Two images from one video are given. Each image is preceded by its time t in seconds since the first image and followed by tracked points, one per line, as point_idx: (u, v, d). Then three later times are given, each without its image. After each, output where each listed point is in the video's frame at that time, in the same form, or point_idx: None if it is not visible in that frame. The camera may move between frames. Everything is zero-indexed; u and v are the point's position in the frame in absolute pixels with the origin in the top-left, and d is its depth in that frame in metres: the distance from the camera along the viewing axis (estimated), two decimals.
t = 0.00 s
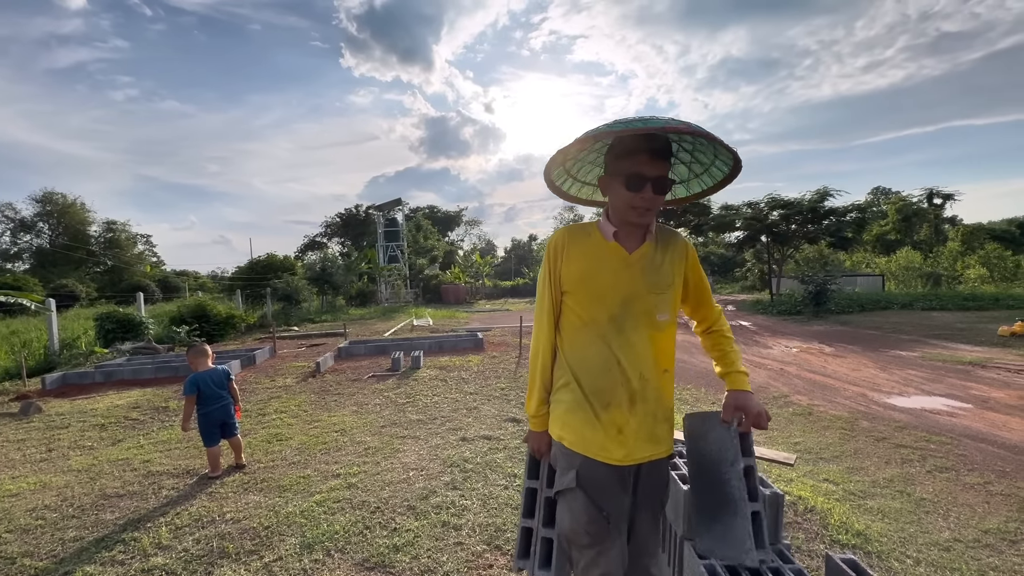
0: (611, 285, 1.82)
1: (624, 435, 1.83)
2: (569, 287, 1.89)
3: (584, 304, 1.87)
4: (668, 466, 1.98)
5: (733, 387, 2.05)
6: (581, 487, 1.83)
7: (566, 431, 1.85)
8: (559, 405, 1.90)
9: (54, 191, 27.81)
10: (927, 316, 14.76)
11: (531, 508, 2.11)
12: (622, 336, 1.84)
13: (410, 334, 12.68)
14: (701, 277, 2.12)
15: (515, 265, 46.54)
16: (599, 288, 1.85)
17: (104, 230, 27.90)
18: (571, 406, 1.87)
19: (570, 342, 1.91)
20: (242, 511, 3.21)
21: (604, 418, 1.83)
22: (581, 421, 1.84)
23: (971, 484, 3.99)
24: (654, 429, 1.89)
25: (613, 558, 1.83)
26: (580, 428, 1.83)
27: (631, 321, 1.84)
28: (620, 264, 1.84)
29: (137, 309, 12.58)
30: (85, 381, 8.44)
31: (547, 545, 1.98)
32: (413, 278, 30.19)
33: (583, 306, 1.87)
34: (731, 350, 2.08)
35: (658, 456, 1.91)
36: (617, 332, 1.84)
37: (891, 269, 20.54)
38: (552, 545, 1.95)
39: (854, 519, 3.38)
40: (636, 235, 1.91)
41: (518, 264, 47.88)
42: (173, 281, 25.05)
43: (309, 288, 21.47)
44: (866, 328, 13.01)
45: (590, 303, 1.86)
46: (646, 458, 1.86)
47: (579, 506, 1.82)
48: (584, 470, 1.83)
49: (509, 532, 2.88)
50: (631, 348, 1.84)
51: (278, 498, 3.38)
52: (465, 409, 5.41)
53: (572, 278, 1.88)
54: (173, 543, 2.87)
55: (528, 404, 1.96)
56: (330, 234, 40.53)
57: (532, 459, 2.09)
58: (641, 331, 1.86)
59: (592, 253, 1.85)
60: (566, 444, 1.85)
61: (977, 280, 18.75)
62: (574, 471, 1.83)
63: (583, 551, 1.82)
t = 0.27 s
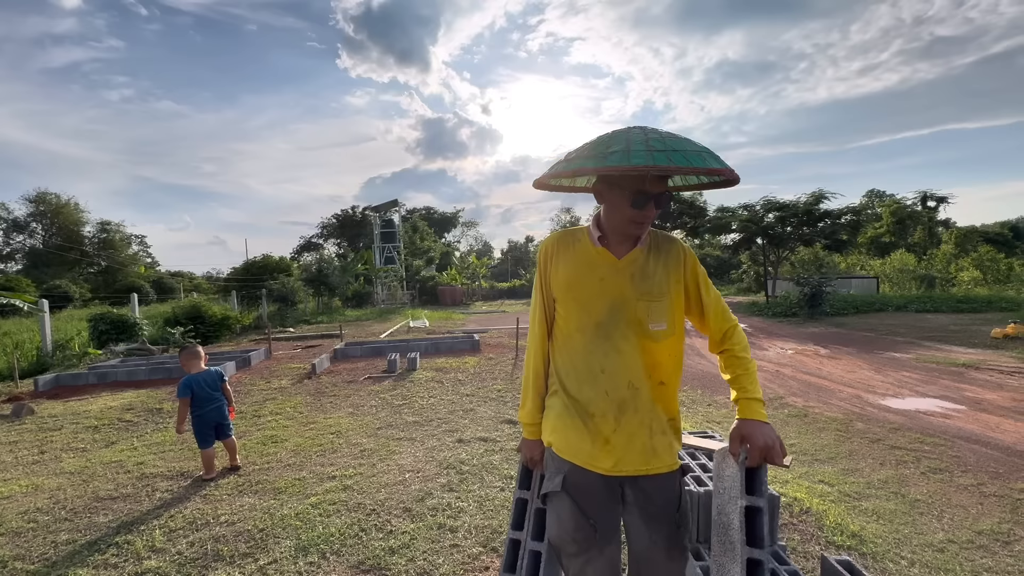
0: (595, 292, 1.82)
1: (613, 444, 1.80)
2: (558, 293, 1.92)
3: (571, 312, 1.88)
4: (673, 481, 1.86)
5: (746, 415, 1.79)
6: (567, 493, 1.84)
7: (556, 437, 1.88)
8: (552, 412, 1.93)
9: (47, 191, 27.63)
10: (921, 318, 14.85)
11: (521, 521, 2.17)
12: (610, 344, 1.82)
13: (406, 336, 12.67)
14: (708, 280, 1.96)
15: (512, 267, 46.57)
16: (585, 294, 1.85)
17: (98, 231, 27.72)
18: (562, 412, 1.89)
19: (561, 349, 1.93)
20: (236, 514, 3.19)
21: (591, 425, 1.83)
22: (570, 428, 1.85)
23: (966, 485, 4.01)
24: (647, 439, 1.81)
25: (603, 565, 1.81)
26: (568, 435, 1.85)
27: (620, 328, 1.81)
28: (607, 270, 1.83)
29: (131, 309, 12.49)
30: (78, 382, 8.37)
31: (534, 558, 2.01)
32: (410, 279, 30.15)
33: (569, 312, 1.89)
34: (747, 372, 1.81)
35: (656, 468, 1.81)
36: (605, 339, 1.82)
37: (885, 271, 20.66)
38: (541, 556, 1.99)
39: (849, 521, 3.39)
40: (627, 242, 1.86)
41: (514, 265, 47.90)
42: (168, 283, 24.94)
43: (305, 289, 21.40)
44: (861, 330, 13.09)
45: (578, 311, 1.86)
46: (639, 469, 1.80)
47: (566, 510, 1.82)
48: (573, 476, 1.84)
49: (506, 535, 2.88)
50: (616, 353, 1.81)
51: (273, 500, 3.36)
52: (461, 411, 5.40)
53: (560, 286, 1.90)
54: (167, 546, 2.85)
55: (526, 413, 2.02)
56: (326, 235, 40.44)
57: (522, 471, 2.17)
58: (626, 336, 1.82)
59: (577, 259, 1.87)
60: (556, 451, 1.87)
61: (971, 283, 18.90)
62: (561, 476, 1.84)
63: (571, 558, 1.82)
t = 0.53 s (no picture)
0: (610, 294, 1.81)
1: (611, 446, 1.79)
2: (576, 289, 1.93)
3: (585, 310, 1.88)
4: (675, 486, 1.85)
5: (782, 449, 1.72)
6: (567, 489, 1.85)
7: (559, 432, 1.90)
8: (557, 407, 1.95)
9: (43, 191, 27.55)
10: (918, 320, 14.91)
11: (524, 511, 2.21)
12: (619, 346, 1.80)
13: (403, 337, 12.66)
14: (734, 300, 1.91)
15: (510, 269, 46.61)
16: (600, 294, 1.85)
17: (95, 231, 27.65)
18: (567, 409, 1.90)
19: (573, 345, 1.94)
20: (232, 516, 3.18)
21: (593, 425, 1.82)
22: (571, 425, 1.86)
23: (961, 487, 4.02)
24: (647, 447, 1.79)
25: (601, 564, 1.80)
26: (570, 431, 1.86)
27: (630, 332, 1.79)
28: (628, 274, 1.81)
29: (128, 310, 12.46)
30: (74, 384, 8.34)
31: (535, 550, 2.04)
32: (408, 281, 30.14)
33: (583, 310, 1.89)
34: (778, 403, 1.76)
35: (654, 477, 1.80)
36: (615, 342, 1.80)
37: (881, 274, 20.74)
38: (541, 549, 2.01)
39: (845, 522, 3.40)
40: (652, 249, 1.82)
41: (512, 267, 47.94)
42: (165, 284, 24.90)
43: (302, 290, 21.37)
44: (857, 332, 13.13)
45: (593, 309, 1.86)
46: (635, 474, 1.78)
47: (565, 506, 1.84)
48: (573, 472, 1.84)
49: (503, 537, 2.87)
50: (624, 356, 1.79)
51: (269, 502, 3.35)
52: (459, 412, 5.39)
53: (578, 283, 1.91)
54: (162, 548, 2.83)
55: (535, 405, 2.05)
56: (324, 236, 40.41)
57: (527, 462, 2.22)
58: (637, 342, 1.79)
59: (599, 258, 1.86)
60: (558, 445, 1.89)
61: (966, 285, 18.99)
62: (563, 471, 1.86)
63: (569, 554, 1.84)
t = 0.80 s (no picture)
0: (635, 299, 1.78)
1: (617, 449, 1.79)
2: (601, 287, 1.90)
3: (606, 310, 1.86)
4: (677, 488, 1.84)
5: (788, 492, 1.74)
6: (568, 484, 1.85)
7: (565, 426, 1.89)
8: (565, 400, 1.94)
9: (40, 192, 27.50)
10: (915, 322, 14.95)
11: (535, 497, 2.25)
12: (636, 352, 1.79)
13: (401, 339, 12.65)
14: (754, 332, 1.90)
15: (508, 270, 46.62)
16: (623, 297, 1.82)
17: (92, 232, 27.60)
18: (575, 404, 1.89)
19: (589, 342, 1.92)
20: (228, 518, 3.16)
21: (599, 424, 1.82)
22: (578, 421, 1.85)
23: (957, 489, 4.03)
24: (652, 456, 1.79)
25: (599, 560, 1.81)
26: (576, 426, 1.85)
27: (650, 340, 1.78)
28: (655, 283, 1.78)
29: (125, 312, 12.43)
30: (70, 385, 8.31)
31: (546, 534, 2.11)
32: (406, 282, 30.13)
33: (604, 310, 1.86)
34: (785, 445, 1.77)
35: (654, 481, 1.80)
36: (633, 347, 1.79)
37: (879, 276, 20.79)
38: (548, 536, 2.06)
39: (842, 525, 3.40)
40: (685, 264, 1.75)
41: (511, 268, 47.95)
42: (163, 285, 24.86)
43: (300, 292, 21.35)
44: (855, 335, 13.15)
45: (612, 309, 1.84)
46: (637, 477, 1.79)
47: (565, 500, 1.85)
48: (576, 467, 1.85)
49: (501, 539, 2.86)
50: (640, 366, 1.78)
51: (266, 504, 3.34)
52: (456, 415, 5.38)
53: (604, 282, 1.88)
54: (157, 551, 2.82)
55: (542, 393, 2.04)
56: (322, 238, 40.38)
57: (540, 450, 2.26)
58: (654, 354, 1.78)
59: (631, 263, 1.83)
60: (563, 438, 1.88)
61: (963, 288, 19.04)
62: (564, 465, 1.87)
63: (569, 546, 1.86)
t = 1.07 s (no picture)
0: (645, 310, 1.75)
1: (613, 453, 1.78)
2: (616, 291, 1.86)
3: (617, 316, 1.83)
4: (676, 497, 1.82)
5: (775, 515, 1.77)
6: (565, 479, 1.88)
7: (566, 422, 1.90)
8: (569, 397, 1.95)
9: (39, 194, 27.50)
10: (914, 325, 14.97)
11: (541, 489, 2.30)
12: (642, 364, 1.76)
13: (400, 341, 12.63)
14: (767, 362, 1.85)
15: (508, 272, 46.64)
16: (635, 307, 1.79)
17: (92, 234, 27.59)
18: (579, 404, 1.89)
19: (599, 344, 1.90)
20: (226, 520, 3.15)
21: (598, 424, 1.82)
22: (579, 420, 1.86)
23: (957, 492, 4.02)
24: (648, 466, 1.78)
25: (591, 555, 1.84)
26: (576, 425, 1.86)
27: (656, 352, 1.75)
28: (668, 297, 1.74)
29: (124, 313, 12.42)
30: (69, 387, 8.30)
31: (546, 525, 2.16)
32: (405, 284, 30.12)
33: (615, 316, 1.83)
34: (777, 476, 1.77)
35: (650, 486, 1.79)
36: (640, 356, 1.76)
37: (878, 278, 20.82)
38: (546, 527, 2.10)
39: (841, 528, 3.40)
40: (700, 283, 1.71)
41: (510, 270, 47.98)
42: (162, 287, 24.84)
43: (299, 294, 21.34)
44: (854, 337, 13.16)
45: (622, 315, 1.81)
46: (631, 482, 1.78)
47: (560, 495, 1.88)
48: (573, 464, 1.87)
49: (500, 541, 2.86)
50: (645, 378, 1.76)
51: (265, 506, 3.33)
52: (455, 417, 5.37)
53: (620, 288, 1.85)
54: (155, 554, 2.81)
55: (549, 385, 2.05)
56: (322, 239, 40.39)
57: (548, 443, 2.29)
58: (660, 368, 1.76)
59: (648, 273, 1.78)
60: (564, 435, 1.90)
61: (962, 290, 19.06)
62: (563, 461, 1.90)
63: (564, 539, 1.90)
